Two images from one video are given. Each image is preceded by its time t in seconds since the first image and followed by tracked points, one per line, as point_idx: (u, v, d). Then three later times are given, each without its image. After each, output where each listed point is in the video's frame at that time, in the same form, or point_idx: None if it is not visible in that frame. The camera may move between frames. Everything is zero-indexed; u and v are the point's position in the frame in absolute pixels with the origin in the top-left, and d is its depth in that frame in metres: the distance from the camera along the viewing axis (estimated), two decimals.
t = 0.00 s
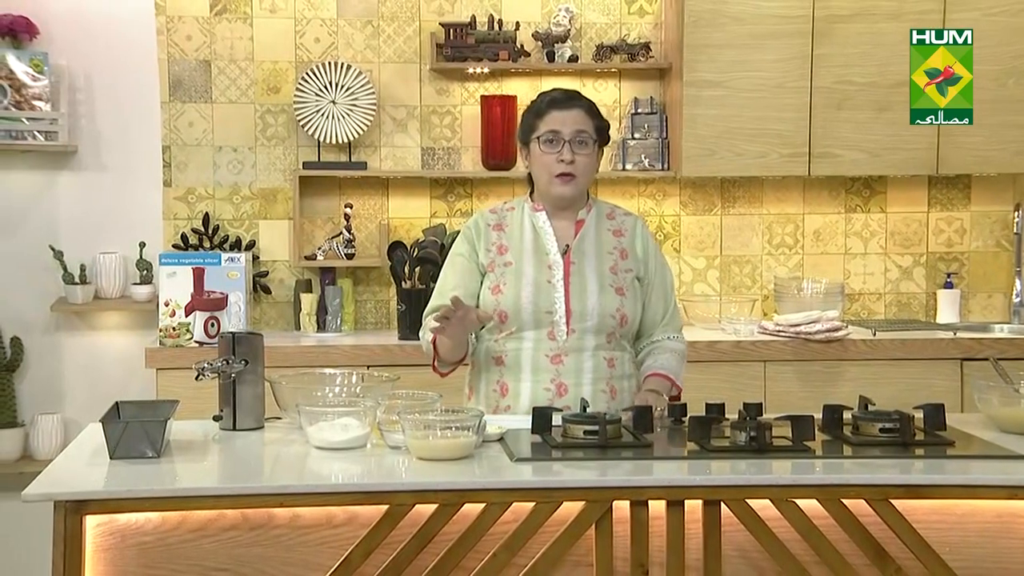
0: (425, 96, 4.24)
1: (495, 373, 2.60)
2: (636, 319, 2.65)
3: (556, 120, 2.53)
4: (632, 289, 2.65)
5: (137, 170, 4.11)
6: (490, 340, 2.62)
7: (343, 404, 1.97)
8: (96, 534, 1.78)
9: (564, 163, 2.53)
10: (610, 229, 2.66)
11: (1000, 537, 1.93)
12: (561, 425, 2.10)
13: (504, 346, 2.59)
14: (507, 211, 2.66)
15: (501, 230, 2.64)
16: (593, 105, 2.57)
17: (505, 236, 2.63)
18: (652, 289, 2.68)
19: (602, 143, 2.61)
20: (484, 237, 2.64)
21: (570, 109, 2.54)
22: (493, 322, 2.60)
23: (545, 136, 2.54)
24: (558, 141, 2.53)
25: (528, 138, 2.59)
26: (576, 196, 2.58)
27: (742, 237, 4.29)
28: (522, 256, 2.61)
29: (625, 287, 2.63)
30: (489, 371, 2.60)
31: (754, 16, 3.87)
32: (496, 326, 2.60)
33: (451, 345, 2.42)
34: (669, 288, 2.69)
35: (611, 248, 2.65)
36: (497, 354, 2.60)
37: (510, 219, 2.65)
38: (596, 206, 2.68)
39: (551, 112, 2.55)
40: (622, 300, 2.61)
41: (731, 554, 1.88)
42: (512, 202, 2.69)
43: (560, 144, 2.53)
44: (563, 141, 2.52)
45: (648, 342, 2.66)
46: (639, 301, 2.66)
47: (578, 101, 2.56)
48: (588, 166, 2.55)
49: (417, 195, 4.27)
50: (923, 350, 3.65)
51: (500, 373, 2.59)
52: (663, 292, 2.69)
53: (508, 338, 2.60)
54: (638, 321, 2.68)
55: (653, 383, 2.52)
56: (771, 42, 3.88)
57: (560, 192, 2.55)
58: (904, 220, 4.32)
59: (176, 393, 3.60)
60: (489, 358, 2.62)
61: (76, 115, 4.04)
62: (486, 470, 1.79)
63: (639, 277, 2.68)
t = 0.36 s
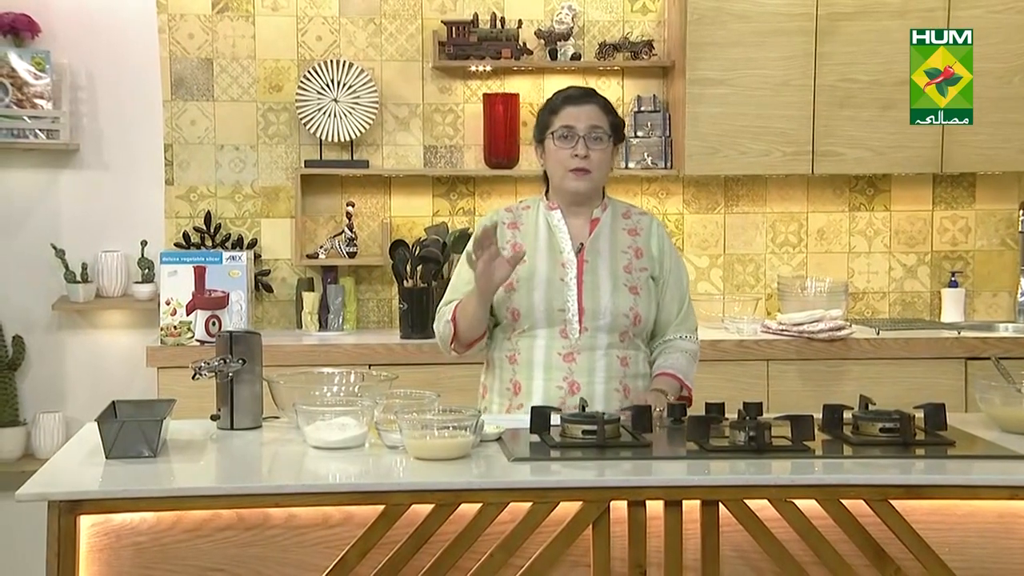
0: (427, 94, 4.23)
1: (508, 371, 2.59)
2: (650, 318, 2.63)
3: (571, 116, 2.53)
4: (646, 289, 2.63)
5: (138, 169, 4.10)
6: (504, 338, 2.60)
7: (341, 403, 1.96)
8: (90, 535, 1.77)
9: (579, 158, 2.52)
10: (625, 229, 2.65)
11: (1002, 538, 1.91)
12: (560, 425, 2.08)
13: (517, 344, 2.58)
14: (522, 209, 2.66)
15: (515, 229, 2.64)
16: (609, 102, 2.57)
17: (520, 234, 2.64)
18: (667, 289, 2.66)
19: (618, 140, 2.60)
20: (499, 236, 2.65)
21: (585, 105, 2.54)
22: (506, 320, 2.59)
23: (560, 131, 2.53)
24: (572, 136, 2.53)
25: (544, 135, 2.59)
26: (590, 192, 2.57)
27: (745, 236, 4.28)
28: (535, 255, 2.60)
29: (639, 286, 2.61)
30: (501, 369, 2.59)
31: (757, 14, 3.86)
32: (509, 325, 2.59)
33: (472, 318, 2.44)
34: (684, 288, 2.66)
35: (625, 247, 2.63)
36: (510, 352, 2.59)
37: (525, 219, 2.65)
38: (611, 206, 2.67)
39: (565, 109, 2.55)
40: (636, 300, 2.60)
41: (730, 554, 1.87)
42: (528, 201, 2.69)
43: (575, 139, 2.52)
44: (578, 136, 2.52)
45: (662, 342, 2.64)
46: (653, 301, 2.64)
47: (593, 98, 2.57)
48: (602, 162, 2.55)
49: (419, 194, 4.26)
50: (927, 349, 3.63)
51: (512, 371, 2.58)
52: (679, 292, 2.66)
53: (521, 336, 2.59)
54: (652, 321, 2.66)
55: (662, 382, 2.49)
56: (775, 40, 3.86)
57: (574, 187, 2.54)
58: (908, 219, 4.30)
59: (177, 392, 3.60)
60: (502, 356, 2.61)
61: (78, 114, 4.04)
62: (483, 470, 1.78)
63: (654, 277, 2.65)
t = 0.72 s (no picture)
0: (430, 94, 4.21)
1: (524, 371, 2.57)
2: (667, 319, 2.60)
3: (591, 117, 2.51)
4: (664, 290, 2.60)
5: (141, 168, 4.09)
6: (520, 338, 2.59)
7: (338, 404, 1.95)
8: (84, 536, 1.76)
9: (599, 159, 2.50)
10: (643, 229, 2.62)
11: (1004, 540, 1.89)
12: (558, 426, 2.07)
13: (534, 345, 2.57)
14: (539, 210, 2.63)
15: (533, 228, 2.61)
16: (628, 103, 2.54)
17: (537, 234, 2.61)
18: (684, 289, 2.62)
19: (638, 141, 2.57)
20: (516, 236, 2.62)
21: (604, 106, 2.51)
22: (523, 321, 2.57)
23: (579, 132, 2.50)
24: (592, 137, 2.50)
25: (563, 136, 2.56)
26: (610, 193, 2.54)
27: (750, 236, 4.26)
28: (552, 255, 2.58)
29: (656, 287, 2.59)
30: (518, 370, 2.57)
31: (761, 13, 3.84)
32: (525, 325, 2.58)
33: (485, 327, 2.40)
34: (702, 288, 2.62)
35: (642, 248, 2.60)
36: (527, 352, 2.57)
37: (542, 219, 2.62)
38: (629, 206, 2.64)
39: (584, 110, 2.52)
40: (652, 300, 2.58)
41: (728, 557, 1.85)
42: (545, 202, 2.67)
43: (595, 140, 2.49)
44: (598, 137, 2.49)
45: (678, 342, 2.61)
46: (670, 301, 2.61)
47: (613, 98, 2.54)
48: (622, 163, 2.52)
49: (422, 193, 4.25)
50: (932, 350, 3.61)
51: (528, 370, 2.56)
52: (697, 293, 2.63)
53: (538, 336, 2.57)
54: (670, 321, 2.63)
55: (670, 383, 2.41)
56: (779, 39, 3.84)
57: (594, 188, 2.51)
58: (914, 219, 4.28)
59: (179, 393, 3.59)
60: (518, 357, 2.59)
61: (81, 113, 4.03)
62: (480, 472, 1.77)
63: (672, 277, 2.63)
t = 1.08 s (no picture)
0: (432, 93, 4.20)
1: (533, 373, 2.49)
2: (678, 323, 2.52)
3: (604, 117, 2.43)
4: (675, 293, 2.51)
5: (143, 168, 4.08)
6: (530, 338, 2.52)
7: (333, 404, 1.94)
8: (76, 538, 1.75)
9: (612, 158, 2.41)
10: (656, 231, 2.53)
11: (1004, 542, 1.88)
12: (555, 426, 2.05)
13: (543, 346, 2.49)
14: (552, 209, 2.55)
15: (545, 228, 2.53)
16: (641, 103, 2.46)
17: (549, 234, 2.53)
18: (698, 293, 2.53)
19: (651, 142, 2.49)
20: (527, 235, 2.54)
21: (617, 106, 2.44)
22: (533, 321, 2.50)
23: (592, 132, 2.42)
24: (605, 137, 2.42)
25: (575, 137, 2.48)
26: (623, 193, 2.46)
27: (753, 235, 4.24)
28: (563, 255, 2.50)
29: (668, 290, 2.50)
30: (526, 371, 2.49)
31: (764, 11, 3.82)
32: (535, 326, 2.50)
33: (495, 312, 2.37)
34: (716, 292, 2.53)
35: (655, 249, 2.51)
36: (536, 354, 2.50)
37: (555, 219, 2.54)
38: (643, 207, 2.55)
39: (597, 110, 2.44)
40: (664, 303, 2.49)
41: (724, 558, 1.84)
42: (558, 200, 2.59)
43: (608, 139, 2.41)
44: (611, 137, 2.41)
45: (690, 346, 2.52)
46: (682, 305, 2.53)
47: (626, 99, 2.46)
48: (636, 163, 2.44)
49: (423, 193, 4.24)
50: (936, 349, 3.59)
51: (537, 372, 2.48)
52: (711, 296, 2.54)
53: (547, 338, 2.50)
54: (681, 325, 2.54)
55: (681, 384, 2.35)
56: (782, 38, 3.82)
57: (608, 188, 2.43)
58: (918, 218, 4.26)
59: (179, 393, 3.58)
60: (527, 358, 2.52)
61: (82, 113, 4.02)
62: (474, 473, 1.75)
63: (684, 281, 2.54)
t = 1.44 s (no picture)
0: (435, 95, 4.19)
1: (536, 375, 2.48)
2: (683, 327, 2.49)
3: (612, 125, 2.40)
4: (681, 296, 2.49)
5: (144, 170, 4.08)
6: (533, 341, 2.50)
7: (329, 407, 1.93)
8: (68, 542, 1.74)
9: (618, 171, 2.40)
10: (662, 234, 2.51)
11: (1005, 547, 1.86)
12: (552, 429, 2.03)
13: (546, 349, 2.47)
14: (558, 212, 2.53)
15: (551, 231, 2.52)
16: (651, 110, 2.43)
17: (555, 237, 2.51)
18: (704, 297, 2.51)
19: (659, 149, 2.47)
20: (533, 238, 2.53)
21: (626, 114, 2.41)
22: (536, 324, 2.48)
23: (600, 141, 2.40)
24: (612, 147, 2.40)
25: (583, 143, 2.46)
26: (629, 204, 2.45)
27: (756, 237, 4.22)
28: (568, 258, 2.48)
29: (673, 294, 2.47)
30: (529, 374, 2.48)
31: (767, 12, 3.80)
32: (539, 328, 2.48)
33: (499, 338, 2.35)
34: (722, 297, 2.50)
35: (660, 252, 2.49)
36: (539, 357, 2.48)
37: (561, 221, 2.52)
38: (650, 210, 2.53)
39: (606, 117, 2.42)
40: (668, 307, 2.46)
41: (721, 563, 1.82)
42: (566, 203, 2.57)
43: (615, 150, 2.40)
44: (618, 148, 2.39)
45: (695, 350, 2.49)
46: (688, 309, 2.50)
47: (636, 105, 2.43)
48: (642, 173, 2.42)
49: (426, 194, 4.22)
50: (940, 352, 3.57)
51: (540, 375, 2.47)
52: (717, 301, 2.51)
53: (551, 341, 2.48)
54: (687, 329, 2.52)
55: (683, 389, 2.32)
56: (786, 39, 3.80)
57: (613, 200, 2.42)
58: (923, 220, 4.24)
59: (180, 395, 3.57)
60: (531, 361, 2.50)
61: (84, 114, 4.02)
62: (469, 477, 1.74)
63: (690, 284, 2.51)
